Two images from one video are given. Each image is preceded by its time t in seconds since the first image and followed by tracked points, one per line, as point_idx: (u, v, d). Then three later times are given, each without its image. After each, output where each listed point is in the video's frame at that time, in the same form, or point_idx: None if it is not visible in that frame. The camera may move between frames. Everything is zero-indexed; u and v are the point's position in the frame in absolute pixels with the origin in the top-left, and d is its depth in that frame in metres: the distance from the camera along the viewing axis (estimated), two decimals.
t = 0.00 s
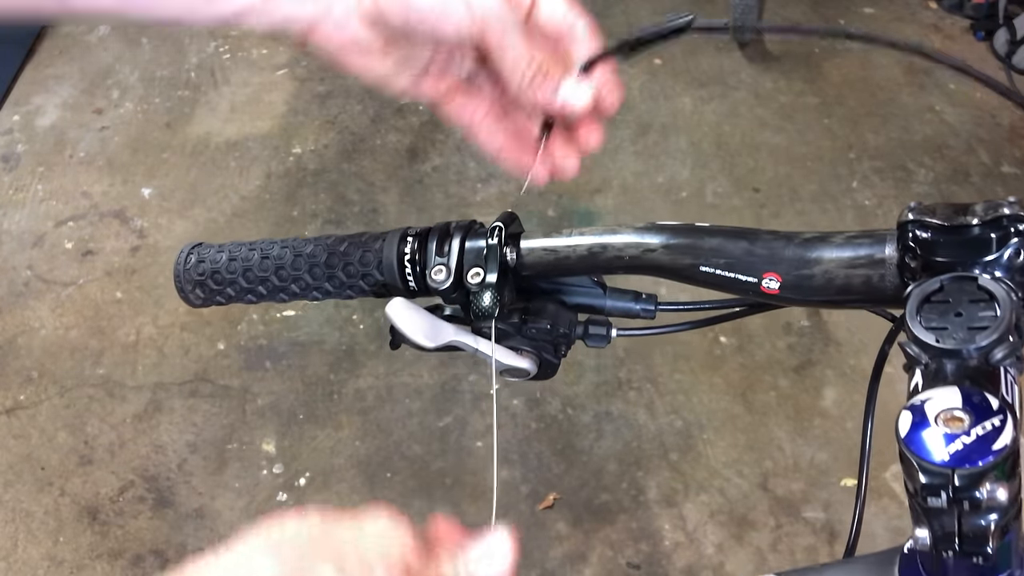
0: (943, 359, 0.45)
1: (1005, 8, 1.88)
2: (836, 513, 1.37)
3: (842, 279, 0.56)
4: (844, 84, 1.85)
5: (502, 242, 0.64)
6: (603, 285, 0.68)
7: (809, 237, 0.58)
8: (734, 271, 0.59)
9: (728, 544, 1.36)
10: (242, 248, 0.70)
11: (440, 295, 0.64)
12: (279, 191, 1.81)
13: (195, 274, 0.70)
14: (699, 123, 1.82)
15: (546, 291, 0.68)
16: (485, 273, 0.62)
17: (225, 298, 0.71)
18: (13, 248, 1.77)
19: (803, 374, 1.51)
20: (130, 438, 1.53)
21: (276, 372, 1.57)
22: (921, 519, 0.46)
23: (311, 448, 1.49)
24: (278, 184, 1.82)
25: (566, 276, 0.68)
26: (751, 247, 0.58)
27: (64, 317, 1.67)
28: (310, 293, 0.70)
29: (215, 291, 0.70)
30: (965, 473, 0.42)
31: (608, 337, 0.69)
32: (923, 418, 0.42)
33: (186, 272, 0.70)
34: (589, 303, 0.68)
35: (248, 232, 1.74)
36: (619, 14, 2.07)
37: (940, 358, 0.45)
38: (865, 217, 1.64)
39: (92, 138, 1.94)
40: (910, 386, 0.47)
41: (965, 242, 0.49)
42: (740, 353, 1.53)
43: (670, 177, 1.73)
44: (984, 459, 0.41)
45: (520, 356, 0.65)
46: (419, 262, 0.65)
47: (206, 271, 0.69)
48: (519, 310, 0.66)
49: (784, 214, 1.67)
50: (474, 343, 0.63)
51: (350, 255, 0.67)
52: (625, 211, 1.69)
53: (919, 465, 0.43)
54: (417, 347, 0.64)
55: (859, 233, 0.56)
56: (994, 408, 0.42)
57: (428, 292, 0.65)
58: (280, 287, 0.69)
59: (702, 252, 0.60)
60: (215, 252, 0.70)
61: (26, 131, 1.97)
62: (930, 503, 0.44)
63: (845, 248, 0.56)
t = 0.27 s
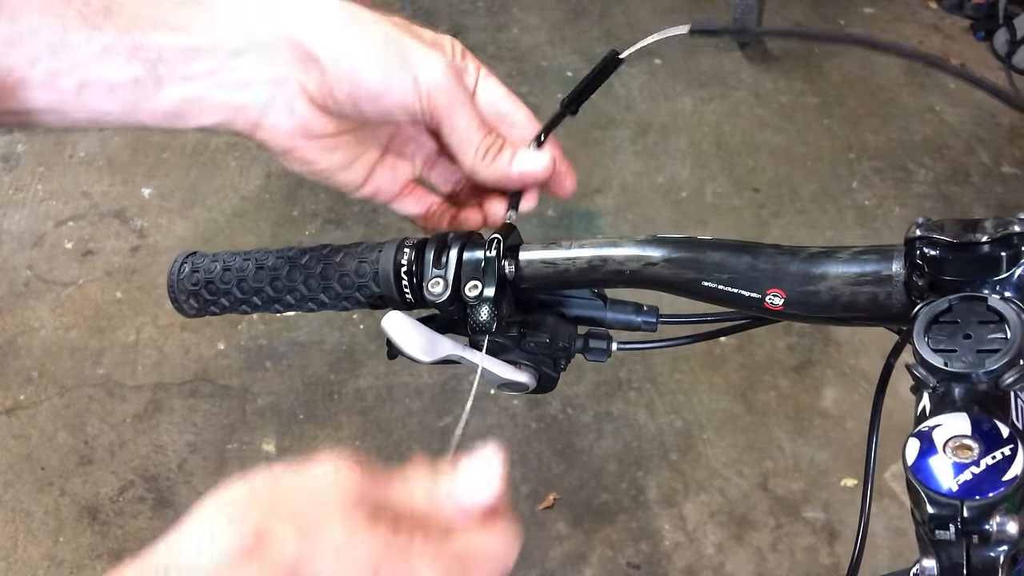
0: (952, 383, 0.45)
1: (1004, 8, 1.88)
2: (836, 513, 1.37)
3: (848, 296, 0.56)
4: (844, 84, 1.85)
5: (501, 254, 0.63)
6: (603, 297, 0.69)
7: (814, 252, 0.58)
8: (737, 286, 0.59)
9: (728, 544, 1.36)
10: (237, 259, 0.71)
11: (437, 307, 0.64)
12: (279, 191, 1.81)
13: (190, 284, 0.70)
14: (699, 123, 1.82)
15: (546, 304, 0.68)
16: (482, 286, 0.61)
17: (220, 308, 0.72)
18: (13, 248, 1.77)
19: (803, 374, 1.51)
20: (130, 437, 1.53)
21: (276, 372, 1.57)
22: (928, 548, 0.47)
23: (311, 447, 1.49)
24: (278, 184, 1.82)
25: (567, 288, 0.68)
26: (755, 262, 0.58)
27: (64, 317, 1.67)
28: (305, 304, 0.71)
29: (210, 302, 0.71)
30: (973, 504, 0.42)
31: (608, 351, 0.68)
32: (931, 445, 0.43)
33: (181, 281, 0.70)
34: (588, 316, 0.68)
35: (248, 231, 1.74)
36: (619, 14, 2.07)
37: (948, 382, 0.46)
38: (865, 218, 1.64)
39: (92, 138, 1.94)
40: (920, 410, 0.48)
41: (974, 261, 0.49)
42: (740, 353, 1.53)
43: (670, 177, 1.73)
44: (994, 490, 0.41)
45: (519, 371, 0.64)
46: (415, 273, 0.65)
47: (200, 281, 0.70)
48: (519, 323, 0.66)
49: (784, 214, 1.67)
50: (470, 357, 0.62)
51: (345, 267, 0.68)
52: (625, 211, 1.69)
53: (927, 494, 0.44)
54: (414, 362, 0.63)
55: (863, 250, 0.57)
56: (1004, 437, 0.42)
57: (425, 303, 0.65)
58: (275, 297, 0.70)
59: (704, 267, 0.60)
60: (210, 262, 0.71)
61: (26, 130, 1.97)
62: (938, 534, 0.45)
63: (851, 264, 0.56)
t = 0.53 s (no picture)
0: (945, 363, 0.45)
1: (1004, 8, 1.88)
2: (836, 513, 1.37)
3: (843, 282, 0.56)
4: (844, 84, 1.85)
5: (502, 243, 0.64)
6: (603, 287, 0.69)
7: (810, 239, 0.58)
8: (735, 273, 0.59)
9: (728, 544, 1.36)
10: (241, 250, 0.71)
11: (439, 296, 0.64)
12: (279, 191, 1.81)
13: (193, 276, 0.70)
14: (699, 123, 1.82)
15: (546, 293, 0.68)
16: (485, 275, 0.62)
17: (224, 300, 0.72)
18: (13, 248, 1.77)
19: (803, 374, 1.50)
20: (130, 438, 1.53)
21: (276, 372, 1.57)
22: (921, 525, 0.48)
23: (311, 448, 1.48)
24: (278, 185, 1.82)
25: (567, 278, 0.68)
26: (752, 249, 0.58)
27: (64, 317, 1.67)
28: (309, 295, 0.71)
29: (214, 294, 0.71)
30: (966, 478, 0.43)
31: (608, 339, 0.67)
32: (924, 422, 0.44)
33: (185, 274, 0.71)
34: (589, 306, 0.68)
35: (248, 232, 1.75)
36: (619, 14, 2.06)
37: (941, 362, 0.45)
38: (865, 218, 1.64)
39: (92, 138, 1.94)
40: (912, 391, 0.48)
41: (966, 245, 0.49)
42: (740, 353, 1.53)
43: (670, 177, 1.73)
44: (986, 464, 0.43)
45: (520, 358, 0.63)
46: (418, 264, 0.65)
47: (204, 273, 0.70)
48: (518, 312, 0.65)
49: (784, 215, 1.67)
50: (474, 345, 0.64)
51: (348, 258, 0.68)
52: (625, 211, 1.69)
53: (920, 470, 0.44)
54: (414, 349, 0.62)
55: (859, 236, 0.56)
56: (995, 413, 0.43)
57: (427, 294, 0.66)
58: (278, 289, 0.70)
59: (701, 254, 0.60)
60: (214, 254, 0.71)
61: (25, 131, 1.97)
62: (930, 509, 0.45)
63: (846, 250, 0.56)
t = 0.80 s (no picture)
0: (949, 375, 0.47)
1: (1004, 8, 1.88)
2: (836, 513, 1.37)
3: (846, 291, 0.56)
4: (844, 84, 1.85)
5: (501, 251, 0.64)
6: (604, 295, 0.68)
7: (813, 247, 0.58)
8: (737, 282, 0.59)
9: (728, 544, 1.36)
10: (238, 256, 0.71)
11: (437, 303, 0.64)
12: (279, 191, 1.81)
13: (191, 282, 0.70)
14: (699, 123, 1.82)
15: (547, 300, 0.68)
16: (484, 282, 0.62)
17: (222, 305, 0.72)
18: (13, 248, 1.77)
19: (803, 374, 1.50)
20: (130, 438, 1.53)
21: (276, 372, 1.57)
22: (926, 539, 0.48)
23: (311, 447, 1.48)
24: (278, 185, 1.82)
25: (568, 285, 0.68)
26: (754, 257, 0.58)
27: (65, 317, 1.67)
28: (307, 301, 0.71)
29: (211, 299, 0.71)
30: (970, 495, 0.43)
31: (608, 346, 0.67)
32: (929, 436, 0.44)
33: (182, 279, 0.70)
34: (590, 313, 0.68)
35: (248, 232, 1.75)
36: (619, 13, 2.06)
37: (946, 375, 0.47)
38: (865, 218, 1.65)
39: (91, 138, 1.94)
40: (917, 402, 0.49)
41: (970, 255, 0.49)
42: (740, 353, 1.53)
43: (670, 177, 1.73)
44: (992, 481, 0.42)
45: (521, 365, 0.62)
46: (417, 270, 0.65)
47: (201, 278, 0.70)
48: (519, 319, 0.66)
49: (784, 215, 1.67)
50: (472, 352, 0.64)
51: (347, 264, 0.68)
52: (625, 211, 1.69)
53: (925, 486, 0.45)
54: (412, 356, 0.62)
55: (862, 245, 0.57)
56: (1002, 428, 0.43)
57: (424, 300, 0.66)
58: (276, 294, 0.70)
59: (703, 262, 0.59)
60: (211, 259, 0.71)
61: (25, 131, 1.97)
62: (936, 525, 0.46)
63: (850, 259, 0.56)
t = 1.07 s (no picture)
0: (951, 385, 0.47)
1: (1004, 8, 1.88)
2: (836, 514, 1.37)
3: (847, 298, 0.56)
4: (844, 84, 1.85)
5: (498, 257, 0.64)
6: (602, 300, 0.68)
7: (813, 254, 0.58)
8: (736, 289, 0.59)
9: (728, 544, 1.36)
10: (233, 262, 0.71)
11: (434, 309, 0.65)
12: (279, 191, 1.80)
13: (185, 288, 0.70)
14: (699, 123, 1.82)
15: (546, 305, 0.68)
16: (482, 289, 0.63)
17: (217, 312, 0.72)
18: (13, 248, 1.77)
19: (803, 374, 1.50)
20: (130, 438, 1.53)
21: (276, 372, 1.57)
22: (928, 550, 0.48)
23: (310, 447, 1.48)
24: (278, 185, 1.82)
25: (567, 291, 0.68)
26: (753, 264, 0.58)
27: (65, 317, 1.67)
28: (302, 307, 0.71)
29: (206, 305, 0.71)
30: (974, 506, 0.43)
31: (607, 352, 0.67)
32: (931, 446, 0.44)
33: (177, 285, 0.70)
34: (587, 318, 0.68)
35: (248, 232, 1.75)
36: (619, 13, 2.06)
37: (948, 384, 0.47)
38: (865, 218, 1.65)
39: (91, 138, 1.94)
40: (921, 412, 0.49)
41: (972, 262, 0.49)
42: (740, 353, 1.53)
43: (670, 177, 1.73)
44: (995, 492, 0.42)
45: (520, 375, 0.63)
46: (414, 276, 0.65)
47: (196, 285, 0.70)
48: (517, 326, 0.66)
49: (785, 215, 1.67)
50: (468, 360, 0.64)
51: (343, 270, 0.68)
52: (625, 211, 1.69)
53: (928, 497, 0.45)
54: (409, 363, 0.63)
55: (863, 251, 0.57)
56: (1005, 438, 0.43)
57: (421, 306, 0.66)
58: (271, 301, 0.70)
59: (702, 268, 0.60)
60: (206, 266, 0.71)
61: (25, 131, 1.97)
62: (939, 536, 0.46)
63: (851, 265, 0.56)
